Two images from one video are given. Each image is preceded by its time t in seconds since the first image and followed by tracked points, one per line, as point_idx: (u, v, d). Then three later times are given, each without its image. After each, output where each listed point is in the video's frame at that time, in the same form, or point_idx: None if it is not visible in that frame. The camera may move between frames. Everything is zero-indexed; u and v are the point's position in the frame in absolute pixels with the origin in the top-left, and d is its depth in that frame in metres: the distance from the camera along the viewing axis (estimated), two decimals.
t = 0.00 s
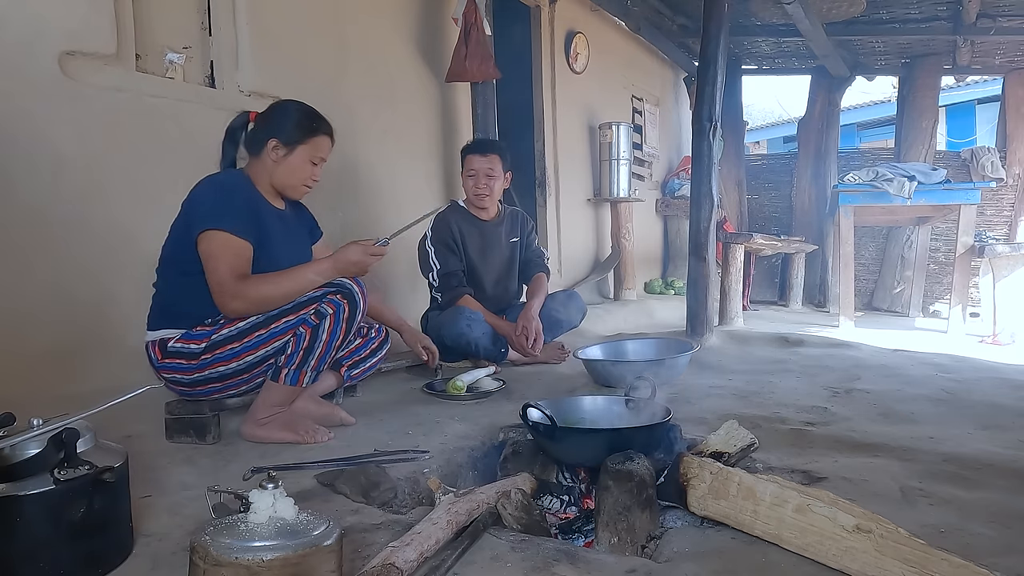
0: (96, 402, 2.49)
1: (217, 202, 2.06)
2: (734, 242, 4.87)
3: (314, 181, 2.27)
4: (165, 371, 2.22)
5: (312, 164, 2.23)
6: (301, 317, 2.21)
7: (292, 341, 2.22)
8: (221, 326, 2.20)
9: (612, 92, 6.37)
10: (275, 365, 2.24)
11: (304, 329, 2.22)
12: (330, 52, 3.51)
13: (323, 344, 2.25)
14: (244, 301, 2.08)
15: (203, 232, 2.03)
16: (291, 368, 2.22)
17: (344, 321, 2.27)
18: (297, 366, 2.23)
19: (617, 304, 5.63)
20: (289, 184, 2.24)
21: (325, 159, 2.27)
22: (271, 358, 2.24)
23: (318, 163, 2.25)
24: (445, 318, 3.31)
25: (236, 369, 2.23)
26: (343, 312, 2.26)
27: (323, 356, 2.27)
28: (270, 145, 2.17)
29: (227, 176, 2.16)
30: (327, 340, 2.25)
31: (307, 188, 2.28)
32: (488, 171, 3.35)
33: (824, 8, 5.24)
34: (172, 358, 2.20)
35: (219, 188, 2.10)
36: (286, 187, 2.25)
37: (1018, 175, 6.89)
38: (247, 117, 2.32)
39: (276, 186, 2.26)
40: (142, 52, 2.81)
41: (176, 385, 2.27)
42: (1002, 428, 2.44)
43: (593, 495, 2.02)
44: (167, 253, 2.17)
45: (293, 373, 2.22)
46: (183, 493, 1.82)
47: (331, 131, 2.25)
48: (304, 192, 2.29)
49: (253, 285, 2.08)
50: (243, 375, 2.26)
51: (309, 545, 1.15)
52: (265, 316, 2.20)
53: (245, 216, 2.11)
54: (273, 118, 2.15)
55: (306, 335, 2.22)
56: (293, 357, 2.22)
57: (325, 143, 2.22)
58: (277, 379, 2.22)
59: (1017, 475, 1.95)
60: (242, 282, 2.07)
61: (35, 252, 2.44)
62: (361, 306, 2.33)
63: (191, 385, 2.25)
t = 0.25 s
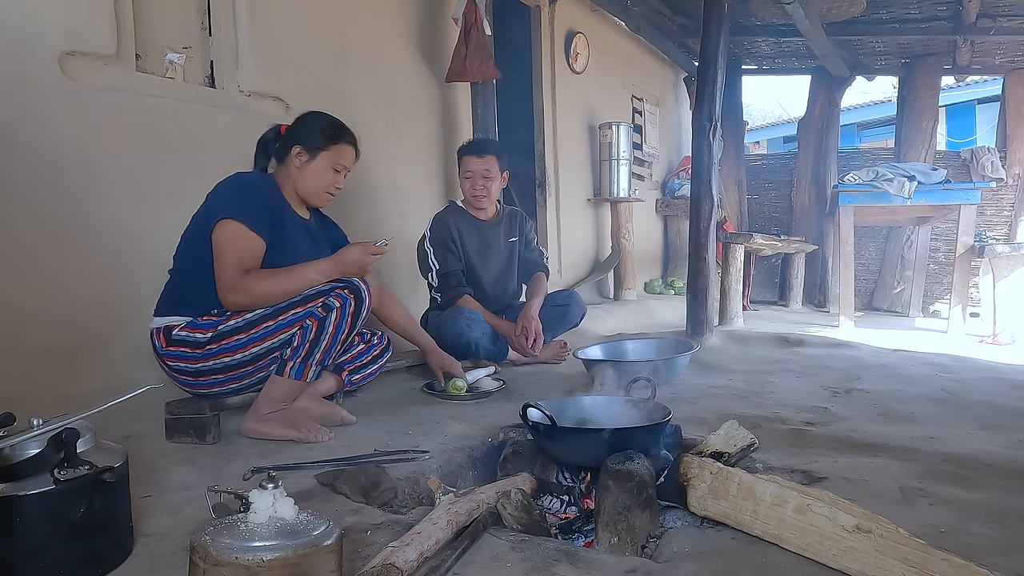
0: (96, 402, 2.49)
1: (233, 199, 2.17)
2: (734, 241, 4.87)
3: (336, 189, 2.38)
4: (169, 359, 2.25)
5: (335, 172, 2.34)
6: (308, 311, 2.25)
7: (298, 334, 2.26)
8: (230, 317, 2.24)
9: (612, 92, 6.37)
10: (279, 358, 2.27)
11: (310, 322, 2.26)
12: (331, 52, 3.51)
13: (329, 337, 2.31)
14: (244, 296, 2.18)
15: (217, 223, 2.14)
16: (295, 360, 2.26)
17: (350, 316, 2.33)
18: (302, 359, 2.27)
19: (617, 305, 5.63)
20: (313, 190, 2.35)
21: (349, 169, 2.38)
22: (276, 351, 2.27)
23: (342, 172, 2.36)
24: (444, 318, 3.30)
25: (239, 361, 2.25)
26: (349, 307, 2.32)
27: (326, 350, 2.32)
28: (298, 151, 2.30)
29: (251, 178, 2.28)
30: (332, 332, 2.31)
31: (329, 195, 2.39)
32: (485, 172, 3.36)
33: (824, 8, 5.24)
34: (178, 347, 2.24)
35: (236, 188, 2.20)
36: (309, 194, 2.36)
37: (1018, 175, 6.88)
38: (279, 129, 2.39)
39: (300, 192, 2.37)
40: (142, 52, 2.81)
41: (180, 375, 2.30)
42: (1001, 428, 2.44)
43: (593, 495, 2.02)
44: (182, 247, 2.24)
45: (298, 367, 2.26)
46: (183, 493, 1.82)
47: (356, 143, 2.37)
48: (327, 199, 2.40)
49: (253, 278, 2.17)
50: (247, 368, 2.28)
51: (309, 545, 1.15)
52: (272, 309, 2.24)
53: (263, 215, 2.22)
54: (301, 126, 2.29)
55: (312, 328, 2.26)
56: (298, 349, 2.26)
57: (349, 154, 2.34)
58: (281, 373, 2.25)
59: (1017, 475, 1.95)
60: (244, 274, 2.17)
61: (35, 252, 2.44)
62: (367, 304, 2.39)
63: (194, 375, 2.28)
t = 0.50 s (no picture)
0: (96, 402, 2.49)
1: (232, 191, 2.21)
2: (734, 241, 4.86)
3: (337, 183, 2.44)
4: (172, 357, 2.30)
5: (336, 166, 2.39)
6: (302, 305, 2.24)
7: (294, 329, 2.25)
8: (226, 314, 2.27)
9: (613, 92, 6.37)
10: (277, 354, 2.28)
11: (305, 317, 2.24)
12: (331, 52, 3.51)
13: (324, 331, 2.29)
14: (236, 285, 2.20)
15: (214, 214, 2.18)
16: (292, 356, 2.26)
17: (345, 310, 2.31)
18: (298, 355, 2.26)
19: (617, 304, 5.63)
20: (315, 183, 2.41)
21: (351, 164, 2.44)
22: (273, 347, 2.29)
23: (343, 167, 2.42)
24: (444, 319, 3.29)
25: (238, 357, 2.29)
26: (343, 301, 2.30)
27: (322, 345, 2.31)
28: (300, 145, 2.36)
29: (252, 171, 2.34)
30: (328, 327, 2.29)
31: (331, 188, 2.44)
32: (484, 173, 3.35)
33: (825, 8, 5.24)
34: (179, 344, 2.28)
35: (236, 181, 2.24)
36: (311, 187, 2.42)
37: (1018, 175, 6.88)
38: (281, 129, 2.45)
39: (303, 186, 2.43)
40: (142, 52, 2.80)
41: (186, 373, 2.35)
42: (1001, 428, 2.44)
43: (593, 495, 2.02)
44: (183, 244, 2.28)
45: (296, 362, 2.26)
46: (183, 493, 1.82)
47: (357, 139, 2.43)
48: (328, 193, 2.45)
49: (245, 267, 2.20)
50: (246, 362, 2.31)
51: (309, 545, 1.15)
52: (267, 305, 2.25)
53: (261, 209, 2.26)
54: (304, 122, 2.35)
55: (307, 324, 2.24)
56: (294, 344, 2.26)
57: (350, 148, 2.40)
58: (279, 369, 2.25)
59: (1017, 475, 1.95)
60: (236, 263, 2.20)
61: (36, 252, 2.44)
62: (362, 297, 2.37)
63: (197, 372, 2.33)
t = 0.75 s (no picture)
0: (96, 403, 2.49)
1: (205, 196, 2.13)
2: (734, 241, 4.86)
3: (306, 176, 2.38)
4: (161, 374, 2.23)
5: (302, 157, 2.33)
6: (283, 312, 2.19)
7: (279, 336, 2.21)
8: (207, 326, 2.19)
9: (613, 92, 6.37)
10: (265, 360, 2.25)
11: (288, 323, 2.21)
12: (331, 52, 3.51)
13: (309, 335, 2.25)
14: (213, 293, 2.11)
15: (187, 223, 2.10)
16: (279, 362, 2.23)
17: (328, 311, 2.26)
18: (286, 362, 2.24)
19: (617, 304, 5.63)
20: (284, 178, 2.34)
21: (318, 155, 2.37)
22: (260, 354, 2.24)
23: (311, 158, 2.35)
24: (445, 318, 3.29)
25: (225, 369, 2.23)
26: (325, 302, 2.24)
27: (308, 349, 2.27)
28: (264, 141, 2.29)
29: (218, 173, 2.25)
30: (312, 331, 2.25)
31: (300, 182, 2.38)
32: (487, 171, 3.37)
33: (824, 8, 5.24)
34: (163, 361, 2.20)
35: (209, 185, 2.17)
36: (280, 182, 2.35)
37: (1018, 175, 6.88)
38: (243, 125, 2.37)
39: (271, 182, 2.37)
40: (142, 52, 2.80)
41: (176, 389, 2.28)
42: (1002, 428, 2.44)
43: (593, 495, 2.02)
44: (159, 256, 2.20)
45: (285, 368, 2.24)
46: (183, 493, 1.82)
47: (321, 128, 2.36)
48: (298, 187, 2.39)
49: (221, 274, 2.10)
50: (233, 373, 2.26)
51: (309, 545, 1.15)
52: (247, 314, 2.18)
53: (235, 213, 2.19)
54: (266, 115, 2.27)
55: (291, 329, 2.21)
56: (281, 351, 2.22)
57: (315, 139, 2.33)
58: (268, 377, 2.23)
59: (1017, 476, 1.95)
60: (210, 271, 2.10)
61: (36, 252, 2.44)
62: (343, 295, 2.32)
63: (186, 387, 2.26)
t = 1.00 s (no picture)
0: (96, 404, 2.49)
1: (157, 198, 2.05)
2: (734, 241, 4.86)
3: (261, 165, 2.31)
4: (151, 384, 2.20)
5: (254, 146, 2.26)
6: (245, 303, 2.14)
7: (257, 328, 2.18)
8: (181, 330, 2.16)
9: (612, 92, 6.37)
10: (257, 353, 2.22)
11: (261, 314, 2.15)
12: (330, 52, 3.51)
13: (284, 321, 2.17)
14: (178, 285, 2.04)
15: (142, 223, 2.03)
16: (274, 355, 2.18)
17: (292, 292, 2.16)
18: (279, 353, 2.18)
19: (617, 304, 5.63)
20: (238, 169, 2.27)
21: (269, 142, 2.31)
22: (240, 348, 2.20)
23: (263, 146, 2.29)
24: (444, 317, 3.31)
25: (207, 370, 2.20)
26: (285, 283, 2.15)
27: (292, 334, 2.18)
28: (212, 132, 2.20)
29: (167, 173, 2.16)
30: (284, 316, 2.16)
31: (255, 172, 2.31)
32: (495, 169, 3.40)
33: (824, 8, 5.24)
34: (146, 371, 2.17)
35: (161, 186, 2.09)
36: (234, 174, 2.28)
37: (1018, 175, 6.88)
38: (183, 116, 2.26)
39: (225, 176, 2.29)
40: (142, 52, 2.80)
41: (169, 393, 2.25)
42: (1002, 428, 2.44)
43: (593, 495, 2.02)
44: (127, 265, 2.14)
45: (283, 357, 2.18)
46: (183, 493, 1.82)
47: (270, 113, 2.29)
48: (253, 177, 2.32)
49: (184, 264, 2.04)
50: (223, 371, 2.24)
51: (309, 545, 1.15)
52: (212, 312, 2.13)
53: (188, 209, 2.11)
54: (210, 105, 2.18)
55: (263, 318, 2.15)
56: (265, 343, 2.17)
57: (265, 126, 2.26)
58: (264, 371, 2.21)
59: (1017, 476, 1.94)
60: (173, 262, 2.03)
61: (37, 253, 2.44)
62: (304, 270, 2.19)
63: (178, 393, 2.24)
